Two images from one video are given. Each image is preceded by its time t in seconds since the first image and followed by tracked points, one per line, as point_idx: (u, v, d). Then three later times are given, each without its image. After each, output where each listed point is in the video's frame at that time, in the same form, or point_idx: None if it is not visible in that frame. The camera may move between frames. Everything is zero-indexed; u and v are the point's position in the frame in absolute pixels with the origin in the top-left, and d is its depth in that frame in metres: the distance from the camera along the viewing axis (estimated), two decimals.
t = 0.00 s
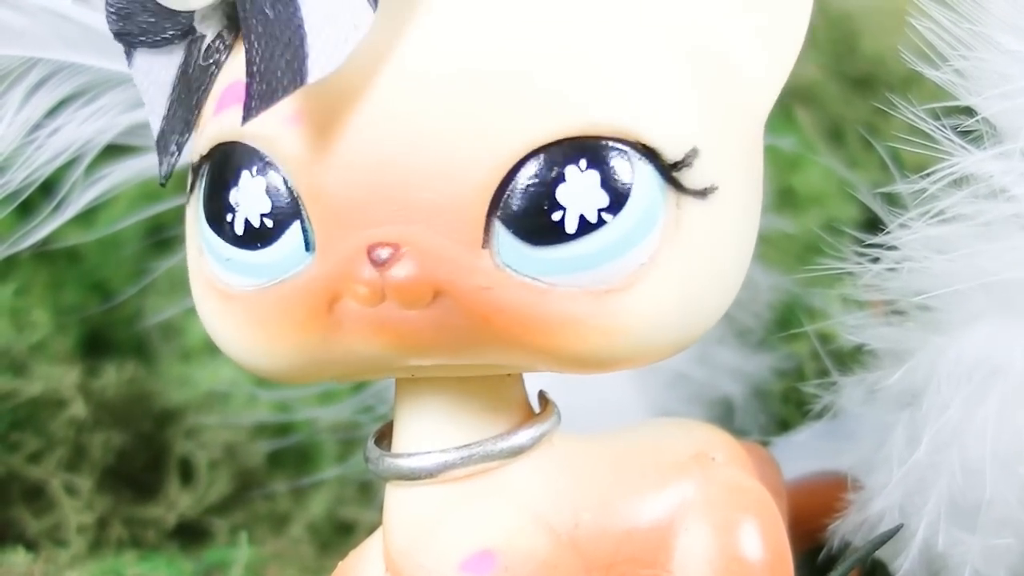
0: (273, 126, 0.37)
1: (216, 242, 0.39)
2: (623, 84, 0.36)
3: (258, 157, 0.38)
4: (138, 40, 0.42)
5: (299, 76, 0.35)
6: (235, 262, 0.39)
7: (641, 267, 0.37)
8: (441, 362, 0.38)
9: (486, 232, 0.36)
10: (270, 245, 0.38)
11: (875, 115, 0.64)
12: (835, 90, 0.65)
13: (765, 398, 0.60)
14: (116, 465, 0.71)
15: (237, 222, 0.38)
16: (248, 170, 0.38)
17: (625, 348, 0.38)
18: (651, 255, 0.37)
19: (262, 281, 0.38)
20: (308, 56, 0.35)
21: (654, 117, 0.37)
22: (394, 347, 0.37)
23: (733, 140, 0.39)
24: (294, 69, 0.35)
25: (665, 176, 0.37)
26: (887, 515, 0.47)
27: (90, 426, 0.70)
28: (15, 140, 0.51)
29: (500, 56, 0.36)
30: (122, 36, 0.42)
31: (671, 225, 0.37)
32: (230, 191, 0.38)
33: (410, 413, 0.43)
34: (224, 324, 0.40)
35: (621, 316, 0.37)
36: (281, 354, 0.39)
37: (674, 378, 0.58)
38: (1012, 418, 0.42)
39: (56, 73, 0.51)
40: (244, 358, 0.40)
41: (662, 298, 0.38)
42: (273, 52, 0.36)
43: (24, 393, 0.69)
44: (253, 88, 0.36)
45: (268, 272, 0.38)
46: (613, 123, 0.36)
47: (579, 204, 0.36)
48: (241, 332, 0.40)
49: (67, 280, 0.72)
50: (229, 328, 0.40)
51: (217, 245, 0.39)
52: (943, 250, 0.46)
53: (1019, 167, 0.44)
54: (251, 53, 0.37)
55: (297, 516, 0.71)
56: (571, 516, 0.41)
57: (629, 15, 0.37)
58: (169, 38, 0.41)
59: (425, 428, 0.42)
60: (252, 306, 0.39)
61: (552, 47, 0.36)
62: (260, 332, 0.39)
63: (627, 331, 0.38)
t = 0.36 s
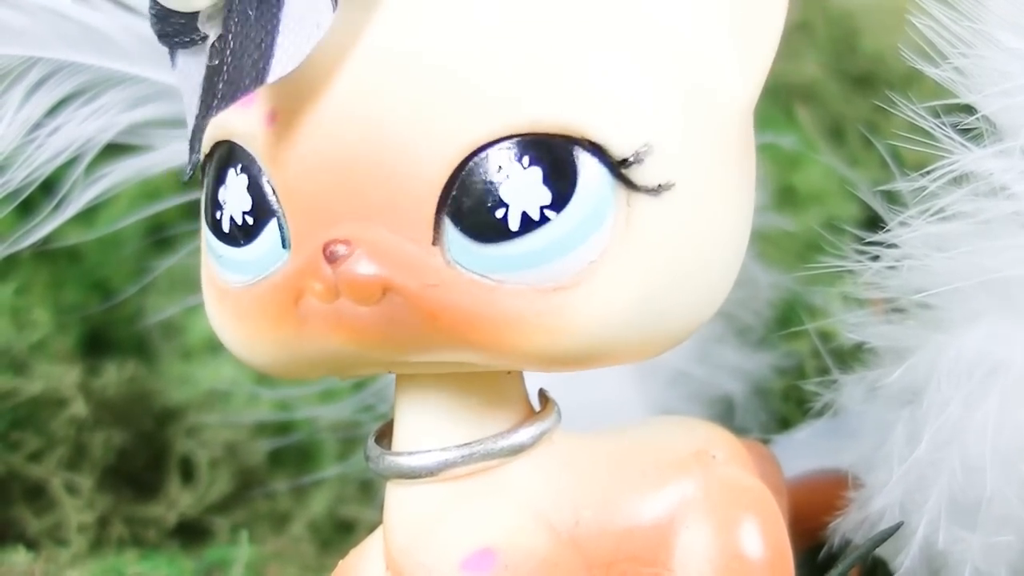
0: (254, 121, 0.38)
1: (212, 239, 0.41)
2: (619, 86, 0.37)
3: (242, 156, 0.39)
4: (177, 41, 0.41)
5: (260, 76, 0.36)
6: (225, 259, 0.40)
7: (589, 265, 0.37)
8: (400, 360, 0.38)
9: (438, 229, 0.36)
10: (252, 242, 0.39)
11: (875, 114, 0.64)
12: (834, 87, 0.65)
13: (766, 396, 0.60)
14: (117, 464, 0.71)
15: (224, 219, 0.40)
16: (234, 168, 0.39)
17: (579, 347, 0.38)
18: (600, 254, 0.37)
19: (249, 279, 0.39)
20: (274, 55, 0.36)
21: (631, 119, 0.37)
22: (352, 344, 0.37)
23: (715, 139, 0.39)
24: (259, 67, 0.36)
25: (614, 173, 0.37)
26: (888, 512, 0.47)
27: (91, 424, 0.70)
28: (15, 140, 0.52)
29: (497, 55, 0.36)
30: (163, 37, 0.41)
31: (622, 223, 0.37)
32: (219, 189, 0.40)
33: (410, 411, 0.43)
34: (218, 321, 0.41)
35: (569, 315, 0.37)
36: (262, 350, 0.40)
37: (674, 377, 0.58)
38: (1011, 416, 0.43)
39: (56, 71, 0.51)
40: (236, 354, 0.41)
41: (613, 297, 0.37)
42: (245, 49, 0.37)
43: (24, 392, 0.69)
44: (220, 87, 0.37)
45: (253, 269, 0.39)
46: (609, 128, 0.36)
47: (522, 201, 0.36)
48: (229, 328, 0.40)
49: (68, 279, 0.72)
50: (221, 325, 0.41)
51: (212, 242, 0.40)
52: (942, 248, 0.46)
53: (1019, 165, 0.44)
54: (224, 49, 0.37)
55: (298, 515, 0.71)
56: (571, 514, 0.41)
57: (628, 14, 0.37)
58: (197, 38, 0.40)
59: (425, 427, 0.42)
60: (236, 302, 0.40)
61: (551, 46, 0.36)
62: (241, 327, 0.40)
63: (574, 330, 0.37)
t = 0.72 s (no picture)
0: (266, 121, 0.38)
1: (211, 236, 0.40)
2: (622, 86, 0.36)
3: (251, 154, 0.38)
4: (151, 36, 0.43)
5: (285, 70, 0.36)
6: (228, 257, 0.39)
7: (620, 266, 0.37)
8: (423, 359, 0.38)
9: (467, 230, 0.36)
10: (261, 240, 0.38)
11: (874, 114, 0.65)
12: (834, 89, 0.66)
13: (765, 397, 0.60)
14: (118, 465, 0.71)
15: (230, 217, 0.39)
16: (241, 166, 0.38)
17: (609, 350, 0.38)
18: (632, 255, 0.37)
19: (254, 277, 0.39)
20: (296, 46, 0.36)
21: (641, 121, 0.37)
22: (376, 344, 0.37)
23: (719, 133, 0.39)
24: (280, 63, 0.36)
25: (648, 176, 0.37)
26: (888, 513, 0.47)
27: (91, 426, 0.70)
28: (14, 142, 0.52)
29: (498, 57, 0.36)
30: (137, 32, 0.43)
31: (653, 228, 0.37)
32: (223, 186, 0.39)
33: (408, 412, 0.43)
34: (220, 317, 0.40)
35: (601, 316, 0.37)
36: (270, 349, 0.39)
37: (674, 377, 0.58)
38: (1012, 415, 0.43)
39: (56, 73, 0.51)
40: (238, 353, 0.40)
41: (639, 297, 0.37)
42: (262, 49, 0.36)
43: (25, 394, 0.68)
44: (242, 84, 0.37)
45: (262, 267, 0.38)
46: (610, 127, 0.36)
47: (557, 203, 0.36)
48: (235, 326, 0.40)
49: (68, 278, 0.73)
50: (225, 323, 0.40)
51: (212, 239, 0.40)
52: (942, 248, 0.46)
53: (1018, 165, 0.44)
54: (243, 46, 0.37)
55: (298, 516, 0.71)
56: (571, 515, 0.41)
57: (627, 14, 0.37)
58: (180, 34, 0.42)
59: (424, 428, 0.42)
60: (243, 300, 0.39)
61: (551, 46, 0.36)
62: (252, 326, 0.39)
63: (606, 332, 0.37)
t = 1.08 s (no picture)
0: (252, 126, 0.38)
1: (211, 242, 0.40)
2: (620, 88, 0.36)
3: (242, 160, 0.39)
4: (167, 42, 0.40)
5: (265, 74, 0.36)
6: (226, 264, 0.40)
7: (598, 267, 0.37)
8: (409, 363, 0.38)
9: (445, 233, 0.36)
10: (254, 245, 0.39)
11: (874, 116, 0.65)
12: (834, 89, 0.67)
13: (765, 398, 0.60)
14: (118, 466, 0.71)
15: (225, 223, 0.39)
16: (235, 171, 0.39)
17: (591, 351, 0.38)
18: (609, 255, 0.37)
19: (247, 283, 0.39)
20: (278, 50, 0.36)
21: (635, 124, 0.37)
22: (360, 348, 0.37)
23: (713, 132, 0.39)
24: (261, 67, 0.36)
25: (623, 176, 0.37)
26: (888, 514, 0.47)
27: (91, 427, 0.70)
28: (15, 143, 0.52)
29: (461, 58, 0.36)
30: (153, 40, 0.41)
31: (630, 229, 0.37)
32: (219, 193, 0.39)
33: (409, 413, 0.43)
34: (219, 324, 0.41)
35: (581, 319, 0.37)
36: (262, 354, 0.40)
37: (674, 378, 0.58)
38: (1011, 417, 0.43)
39: (56, 74, 0.51)
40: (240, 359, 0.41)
41: (620, 299, 0.37)
42: (245, 50, 0.37)
43: (24, 395, 0.69)
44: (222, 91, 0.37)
45: (254, 273, 0.39)
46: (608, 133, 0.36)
47: (530, 204, 0.36)
48: (231, 331, 0.40)
49: (69, 280, 0.73)
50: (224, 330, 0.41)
51: (211, 246, 0.40)
52: (942, 249, 0.46)
53: (1018, 167, 0.44)
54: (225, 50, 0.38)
55: (298, 517, 0.71)
56: (570, 516, 0.41)
57: (627, 15, 0.37)
58: (190, 41, 0.40)
59: (425, 430, 0.42)
60: (237, 306, 0.40)
61: (551, 47, 0.36)
62: (243, 331, 0.40)
63: (590, 334, 0.37)
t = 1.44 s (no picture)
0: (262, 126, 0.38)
1: (212, 241, 0.40)
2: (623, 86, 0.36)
3: (251, 159, 0.38)
4: (144, 40, 0.42)
5: (285, 79, 0.35)
6: (229, 262, 0.39)
7: (622, 266, 0.37)
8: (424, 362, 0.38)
9: (470, 233, 0.36)
10: (262, 244, 0.38)
11: (874, 117, 0.65)
12: (834, 90, 0.67)
13: (765, 399, 0.60)
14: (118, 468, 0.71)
15: (230, 222, 0.39)
16: (242, 170, 0.38)
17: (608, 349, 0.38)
18: (636, 254, 0.37)
19: (254, 282, 0.39)
20: (297, 56, 0.35)
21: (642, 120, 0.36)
22: (377, 347, 0.37)
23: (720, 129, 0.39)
24: (280, 68, 0.35)
25: (649, 176, 0.37)
26: (888, 515, 0.47)
27: (91, 428, 0.70)
28: (14, 145, 0.52)
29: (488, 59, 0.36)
30: (130, 35, 0.43)
31: (657, 224, 0.37)
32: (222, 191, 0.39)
33: (409, 414, 0.43)
34: (220, 322, 0.40)
35: (605, 318, 0.37)
36: (272, 352, 0.39)
37: (674, 380, 0.58)
38: (1012, 419, 0.42)
39: (57, 75, 0.51)
40: (240, 358, 0.40)
41: (644, 297, 0.37)
42: (260, 51, 0.36)
43: (24, 396, 0.69)
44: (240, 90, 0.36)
45: (259, 273, 0.38)
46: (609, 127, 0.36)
47: (559, 206, 0.36)
48: (236, 331, 0.40)
49: (69, 282, 0.72)
50: (225, 329, 0.40)
51: (212, 244, 0.39)
52: (942, 250, 0.46)
53: (1018, 168, 0.44)
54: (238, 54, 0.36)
55: (298, 519, 0.71)
56: (570, 517, 0.41)
57: (628, 15, 0.37)
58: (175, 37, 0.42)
59: (424, 432, 0.42)
60: (242, 305, 0.39)
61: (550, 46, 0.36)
62: (251, 330, 0.39)
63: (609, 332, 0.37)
